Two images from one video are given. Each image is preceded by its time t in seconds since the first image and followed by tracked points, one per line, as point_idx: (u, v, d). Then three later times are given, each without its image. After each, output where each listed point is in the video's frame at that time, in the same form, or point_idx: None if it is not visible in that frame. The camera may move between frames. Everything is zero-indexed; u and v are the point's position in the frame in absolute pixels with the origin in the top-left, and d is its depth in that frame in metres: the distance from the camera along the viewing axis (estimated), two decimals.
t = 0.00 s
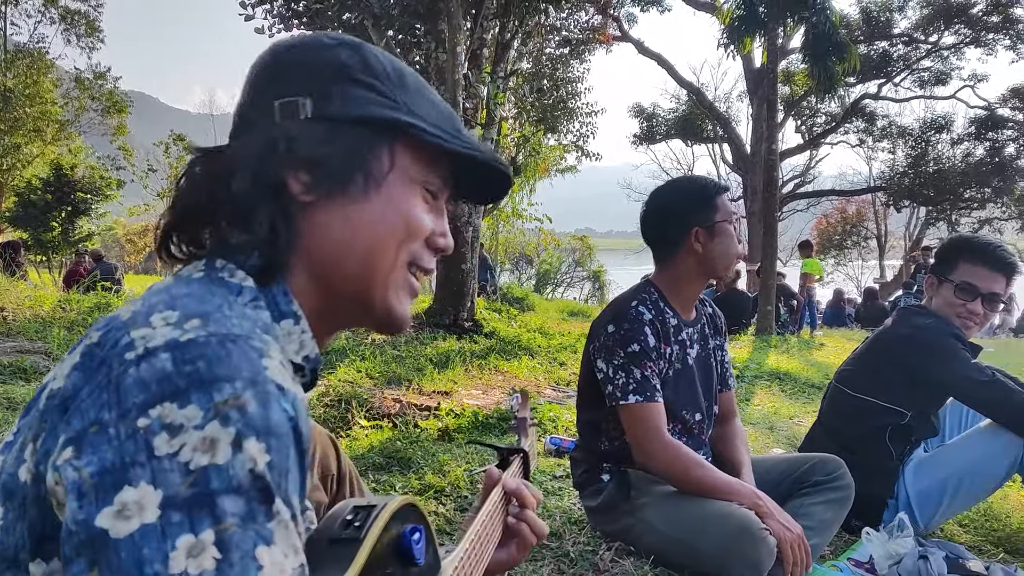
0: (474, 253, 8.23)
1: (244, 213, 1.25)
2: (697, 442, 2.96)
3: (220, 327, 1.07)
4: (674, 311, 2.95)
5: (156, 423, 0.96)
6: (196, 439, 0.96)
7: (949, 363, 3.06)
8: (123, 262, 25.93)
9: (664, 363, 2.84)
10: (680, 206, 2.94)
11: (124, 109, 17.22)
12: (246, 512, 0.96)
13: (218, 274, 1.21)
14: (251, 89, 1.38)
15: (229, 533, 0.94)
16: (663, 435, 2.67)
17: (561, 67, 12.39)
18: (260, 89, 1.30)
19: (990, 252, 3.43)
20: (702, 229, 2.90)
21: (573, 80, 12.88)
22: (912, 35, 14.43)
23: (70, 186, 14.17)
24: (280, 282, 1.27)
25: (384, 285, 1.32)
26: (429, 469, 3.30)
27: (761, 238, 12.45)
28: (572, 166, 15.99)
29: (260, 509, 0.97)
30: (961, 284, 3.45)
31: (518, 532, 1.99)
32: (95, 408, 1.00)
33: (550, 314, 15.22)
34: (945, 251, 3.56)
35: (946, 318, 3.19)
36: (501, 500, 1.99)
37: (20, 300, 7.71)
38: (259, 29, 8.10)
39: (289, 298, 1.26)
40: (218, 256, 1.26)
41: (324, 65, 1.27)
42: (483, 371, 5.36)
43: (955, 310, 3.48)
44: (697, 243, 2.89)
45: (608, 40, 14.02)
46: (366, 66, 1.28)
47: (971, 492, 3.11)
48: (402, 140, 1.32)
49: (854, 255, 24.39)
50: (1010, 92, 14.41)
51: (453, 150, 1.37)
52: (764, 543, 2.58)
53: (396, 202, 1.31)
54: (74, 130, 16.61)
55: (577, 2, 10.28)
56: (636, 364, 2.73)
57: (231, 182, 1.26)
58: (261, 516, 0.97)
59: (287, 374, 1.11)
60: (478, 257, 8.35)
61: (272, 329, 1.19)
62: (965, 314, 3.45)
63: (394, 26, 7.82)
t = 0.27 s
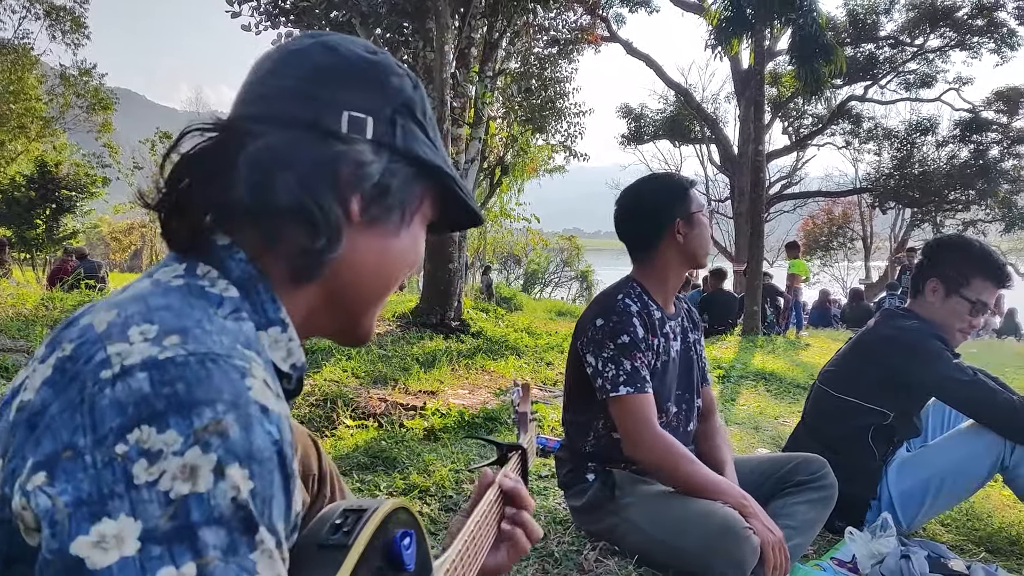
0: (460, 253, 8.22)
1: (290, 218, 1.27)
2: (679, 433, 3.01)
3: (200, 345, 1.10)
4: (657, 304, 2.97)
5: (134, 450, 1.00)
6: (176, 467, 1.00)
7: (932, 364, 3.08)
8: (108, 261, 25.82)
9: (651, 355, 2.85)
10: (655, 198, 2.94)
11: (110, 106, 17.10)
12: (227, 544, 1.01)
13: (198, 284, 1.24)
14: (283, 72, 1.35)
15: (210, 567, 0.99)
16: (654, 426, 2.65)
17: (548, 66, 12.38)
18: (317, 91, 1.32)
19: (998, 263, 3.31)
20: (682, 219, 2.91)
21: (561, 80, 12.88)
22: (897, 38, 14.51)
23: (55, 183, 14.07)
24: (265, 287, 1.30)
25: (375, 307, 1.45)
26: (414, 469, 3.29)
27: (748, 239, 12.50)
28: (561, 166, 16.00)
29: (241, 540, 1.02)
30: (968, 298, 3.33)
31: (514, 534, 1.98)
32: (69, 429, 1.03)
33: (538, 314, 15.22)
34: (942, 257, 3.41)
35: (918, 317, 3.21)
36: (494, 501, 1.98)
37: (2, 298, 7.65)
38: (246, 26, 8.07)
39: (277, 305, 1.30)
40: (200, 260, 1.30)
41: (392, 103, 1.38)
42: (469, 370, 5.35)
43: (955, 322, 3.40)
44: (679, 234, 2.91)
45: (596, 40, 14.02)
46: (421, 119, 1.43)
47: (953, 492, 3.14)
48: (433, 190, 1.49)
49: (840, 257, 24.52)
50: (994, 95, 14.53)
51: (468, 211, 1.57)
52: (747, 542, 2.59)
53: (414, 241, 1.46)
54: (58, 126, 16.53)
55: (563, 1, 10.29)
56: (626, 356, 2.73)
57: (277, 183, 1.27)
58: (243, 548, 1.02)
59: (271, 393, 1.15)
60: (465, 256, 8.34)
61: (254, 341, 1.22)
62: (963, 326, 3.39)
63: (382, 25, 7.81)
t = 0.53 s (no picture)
0: (446, 253, 8.21)
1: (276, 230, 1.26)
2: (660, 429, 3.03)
3: (180, 348, 1.09)
4: (636, 301, 2.98)
5: (113, 453, 1.00)
6: (156, 471, 0.99)
7: (918, 368, 3.10)
8: (92, 259, 25.74)
9: (632, 350, 2.87)
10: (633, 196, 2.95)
11: (95, 104, 16.98)
12: (209, 549, 1.00)
13: (179, 285, 1.24)
14: (269, 79, 1.34)
15: (192, 572, 0.98)
16: (634, 420, 2.67)
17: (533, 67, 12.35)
18: (302, 97, 1.32)
19: (999, 280, 3.23)
20: (657, 218, 2.92)
21: (548, 81, 12.88)
22: (883, 41, 14.56)
23: (38, 180, 13.98)
24: (246, 289, 1.29)
25: (359, 312, 1.45)
26: (397, 470, 3.29)
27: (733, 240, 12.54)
28: (549, 166, 16.01)
29: (224, 543, 1.02)
30: (969, 315, 3.27)
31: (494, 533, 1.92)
32: (49, 435, 1.04)
33: (526, 314, 15.24)
34: (947, 269, 3.28)
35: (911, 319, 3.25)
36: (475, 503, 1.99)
37: None
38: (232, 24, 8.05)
39: (258, 308, 1.29)
40: (179, 261, 1.29)
41: (375, 108, 1.38)
42: (455, 371, 5.35)
43: (948, 336, 3.35)
44: (654, 233, 2.92)
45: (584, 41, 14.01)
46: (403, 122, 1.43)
47: (934, 492, 3.16)
48: (416, 193, 1.49)
49: (825, 258, 24.63)
50: (979, 98, 14.58)
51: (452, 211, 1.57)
52: (727, 540, 2.62)
53: (397, 244, 1.46)
54: (43, 123, 16.39)
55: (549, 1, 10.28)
56: (605, 350, 2.75)
57: (263, 195, 1.26)
58: (225, 552, 1.02)
59: (252, 397, 1.14)
60: (450, 257, 8.33)
61: (235, 345, 1.22)
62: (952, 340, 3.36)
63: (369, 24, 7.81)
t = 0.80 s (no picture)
0: (432, 253, 8.19)
1: (258, 228, 1.25)
2: (644, 430, 3.04)
3: (146, 341, 1.08)
4: (617, 303, 3.00)
5: (73, 449, 0.99)
6: (116, 466, 0.98)
7: (903, 369, 3.13)
8: (76, 257, 25.82)
9: (612, 354, 2.88)
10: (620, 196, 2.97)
11: (79, 102, 16.87)
12: (170, 542, 0.98)
13: (151, 282, 1.23)
14: (250, 79, 1.33)
15: (149, 567, 0.96)
16: (613, 425, 2.69)
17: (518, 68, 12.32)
18: (285, 98, 1.31)
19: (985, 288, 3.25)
20: (640, 221, 2.92)
21: (534, 81, 12.85)
22: (869, 44, 14.59)
23: (21, 179, 13.90)
24: (221, 287, 1.27)
25: (339, 312, 1.45)
26: (381, 470, 3.28)
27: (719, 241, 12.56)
28: (537, 167, 16.01)
29: (186, 536, 1.00)
30: (955, 322, 3.29)
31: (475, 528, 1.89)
32: (18, 435, 1.05)
33: (512, 315, 15.25)
34: (936, 275, 3.29)
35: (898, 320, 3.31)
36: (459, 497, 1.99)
37: None
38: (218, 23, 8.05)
39: (234, 307, 1.28)
40: (155, 258, 1.28)
41: (355, 109, 1.39)
42: (440, 371, 5.34)
43: (932, 342, 3.37)
44: (636, 236, 2.93)
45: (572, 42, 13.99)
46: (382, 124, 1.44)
47: (915, 492, 3.18)
48: (394, 193, 1.50)
49: (811, 260, 24.70)
50: (962, 101, 14.64)
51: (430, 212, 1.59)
52: (709, 539, 2.61)
53: (376, 244, 1.47)
54: (26, 121, 16.26)
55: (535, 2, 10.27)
56: (585, 356, 2.76)
57: (247, 195, 1.24)
58: (187, 545, 1.00)
59: (220, 390, 1.12)
60: (436, 257, 8.31)
61: (206, 341, 1.20)
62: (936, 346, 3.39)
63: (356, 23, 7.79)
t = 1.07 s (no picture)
0: (419, 253, 8.19)
1: (239, 221, 1.24)
2: (628, 437, 3.04)
3: (130, 346, 1.07)
4: (606, 309, 2.99)
5: (55, 453, 0.98)
6: (98, 471, 0.97)
7: (881, 369, 3.15)
8: (59, 256, 25.66)
9: (598, 362, 2.88)
10: (616, 202, 2.97)
11: (63, 99, 16.74)
12: (148, 552, 0.98)
13: (135, 283, 1.21)
14: (238, 76, 1.33)
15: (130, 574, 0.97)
16: (593, 433, 2.71)
17: (504, 68, 12.31)
18: (273, 97, 1.31)
19: (959, 284, 3.28)
20: (633, 228, 2.93)
21: (522, 81, 12.83)
22: (854, 47, 14.64)
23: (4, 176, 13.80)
24: (204, 288, 1.26)
25: (317, 312, 1.43)
26: (365, 470, 3.28)
27: (705, 242, 12.60)
28: (525, 167, 16.02)
29: (164, 548, 1.00)
30: (932, 319, 3.31)
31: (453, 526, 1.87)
32: None
33: (500, 315, 15.27)
34: (911, 274, 3.31)
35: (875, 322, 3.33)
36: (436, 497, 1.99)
37: None
38: (203, 20, 8.00)
39: (217, 307, 1.27)
40: (138, 257, 1.26)
41: (341, 111, 1.39)
42: (426, 371, 5.34)
43: (911, 339, 3.39)
44: (628, 243, 2.93)
45: (559, 43, 13.98)
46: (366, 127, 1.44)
47: (897, 492, 3.18)
48: (377, 198, 1.49)
49: (796, 261, 24.81)
50: (947, 104, 14.72)
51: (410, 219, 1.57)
52: (693, 541, 2.63)
53: (356, 247, 1.45)
54: (9, 118, 16.12)
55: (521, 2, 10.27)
56: (569, 365, 2.76)
57: (228, 185, 1.23)
58: (165, 556, 0.99)
59: (203, 398, 1.11)
60: (423, 257, 8.30)
61: (189, 345, 1.19)
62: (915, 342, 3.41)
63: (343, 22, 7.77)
